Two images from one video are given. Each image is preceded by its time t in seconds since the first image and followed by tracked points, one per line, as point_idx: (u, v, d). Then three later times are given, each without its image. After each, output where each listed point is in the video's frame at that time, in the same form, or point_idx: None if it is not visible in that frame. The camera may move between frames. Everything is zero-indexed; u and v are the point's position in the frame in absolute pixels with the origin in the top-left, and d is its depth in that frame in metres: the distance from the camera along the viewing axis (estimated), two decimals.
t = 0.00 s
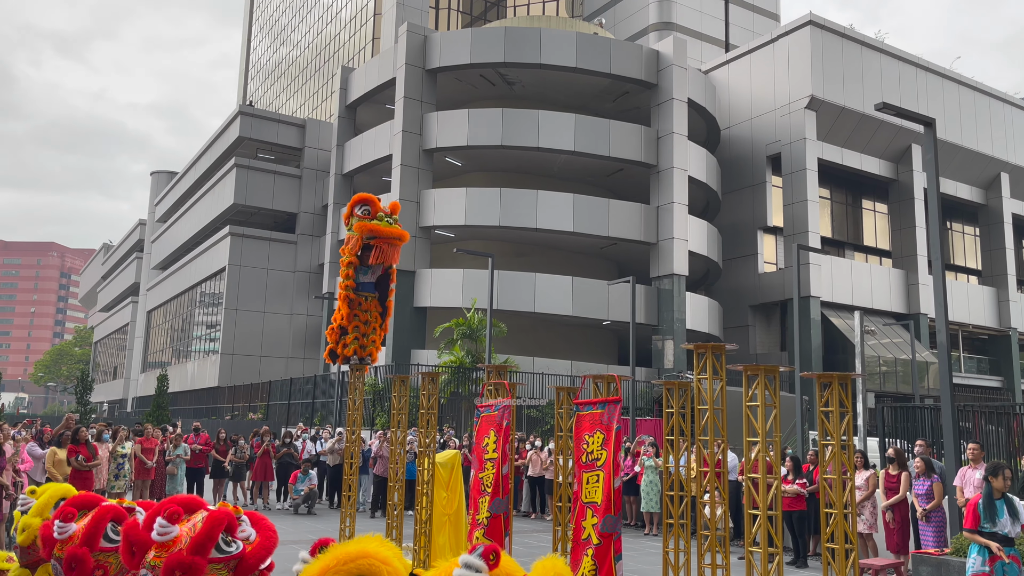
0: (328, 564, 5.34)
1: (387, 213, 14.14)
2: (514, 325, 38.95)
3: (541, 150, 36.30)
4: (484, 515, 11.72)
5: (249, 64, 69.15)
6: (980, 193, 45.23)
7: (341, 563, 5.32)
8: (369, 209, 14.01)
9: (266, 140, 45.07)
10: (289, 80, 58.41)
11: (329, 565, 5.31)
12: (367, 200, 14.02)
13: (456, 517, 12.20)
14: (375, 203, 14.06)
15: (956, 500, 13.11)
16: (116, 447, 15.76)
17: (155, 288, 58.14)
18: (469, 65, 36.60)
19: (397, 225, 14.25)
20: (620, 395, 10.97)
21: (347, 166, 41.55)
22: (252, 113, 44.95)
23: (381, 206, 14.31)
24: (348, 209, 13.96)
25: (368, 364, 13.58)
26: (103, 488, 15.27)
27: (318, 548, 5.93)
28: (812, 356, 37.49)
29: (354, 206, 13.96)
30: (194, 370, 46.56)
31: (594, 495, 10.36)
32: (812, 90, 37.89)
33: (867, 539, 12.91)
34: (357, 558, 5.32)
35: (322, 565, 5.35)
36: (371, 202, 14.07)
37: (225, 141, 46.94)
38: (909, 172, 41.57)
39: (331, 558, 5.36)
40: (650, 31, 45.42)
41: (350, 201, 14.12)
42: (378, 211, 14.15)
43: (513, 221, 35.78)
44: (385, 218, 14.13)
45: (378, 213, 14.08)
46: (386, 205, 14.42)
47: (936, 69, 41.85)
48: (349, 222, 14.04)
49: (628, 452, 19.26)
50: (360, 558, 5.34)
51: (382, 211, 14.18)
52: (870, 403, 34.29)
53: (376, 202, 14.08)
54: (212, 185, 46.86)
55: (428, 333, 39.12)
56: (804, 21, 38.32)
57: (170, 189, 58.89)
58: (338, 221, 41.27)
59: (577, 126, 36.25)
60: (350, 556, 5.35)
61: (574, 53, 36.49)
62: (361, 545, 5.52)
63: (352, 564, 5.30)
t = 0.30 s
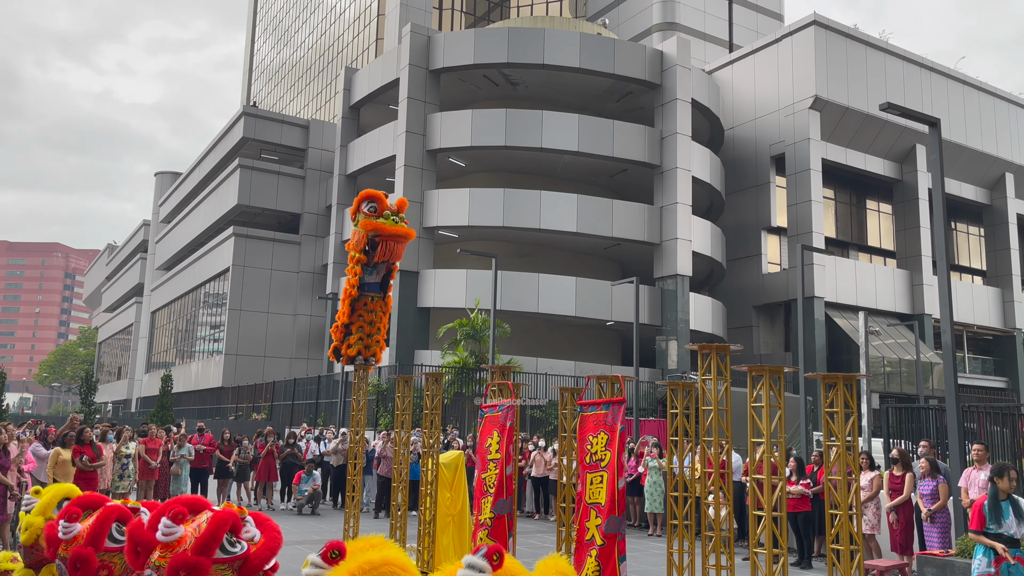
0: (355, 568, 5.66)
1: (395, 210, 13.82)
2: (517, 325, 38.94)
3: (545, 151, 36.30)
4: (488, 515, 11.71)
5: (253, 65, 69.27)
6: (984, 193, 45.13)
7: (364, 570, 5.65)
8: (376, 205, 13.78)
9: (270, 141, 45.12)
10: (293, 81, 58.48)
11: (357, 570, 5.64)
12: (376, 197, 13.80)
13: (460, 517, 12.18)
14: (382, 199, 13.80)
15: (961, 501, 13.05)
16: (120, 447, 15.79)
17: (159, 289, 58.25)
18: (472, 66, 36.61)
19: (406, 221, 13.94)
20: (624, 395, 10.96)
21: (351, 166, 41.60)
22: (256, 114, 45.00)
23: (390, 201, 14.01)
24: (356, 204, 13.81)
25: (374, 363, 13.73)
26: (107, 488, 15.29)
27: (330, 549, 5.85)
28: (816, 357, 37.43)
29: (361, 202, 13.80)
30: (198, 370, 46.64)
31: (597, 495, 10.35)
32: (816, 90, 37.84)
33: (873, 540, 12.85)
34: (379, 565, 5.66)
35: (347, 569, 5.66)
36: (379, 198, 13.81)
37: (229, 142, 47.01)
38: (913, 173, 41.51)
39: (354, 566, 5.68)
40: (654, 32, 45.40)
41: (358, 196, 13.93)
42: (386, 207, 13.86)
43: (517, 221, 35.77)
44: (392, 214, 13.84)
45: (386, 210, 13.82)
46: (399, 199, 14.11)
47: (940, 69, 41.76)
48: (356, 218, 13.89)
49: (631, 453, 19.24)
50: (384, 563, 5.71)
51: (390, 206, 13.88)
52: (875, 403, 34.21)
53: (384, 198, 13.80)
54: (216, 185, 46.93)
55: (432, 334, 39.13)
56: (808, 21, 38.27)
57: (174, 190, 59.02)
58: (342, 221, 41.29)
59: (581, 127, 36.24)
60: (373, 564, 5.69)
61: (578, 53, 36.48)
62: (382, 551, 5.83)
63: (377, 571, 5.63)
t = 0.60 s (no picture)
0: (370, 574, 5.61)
1: (398, 214, 14.02)
2: (520, 326, 38.97)
3: (547, 152, 36.31)
4: (490, 516, 11.74)
5: (256, 66, 69.35)
6: (988, 194, 45.05)
7: None
8: (379, 209, 13.94)
9: (273, 142, 45.17)
10: (296, 82, 58.54)
11: (368, 570, 5.66)
12: (380, 201, 13.99)
13: (463, 518, 12.19)
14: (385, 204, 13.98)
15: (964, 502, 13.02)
16: (124, 447, 15.82)
17: (163, 290, 58.32)
18: (475, 67, 36.64)
19: (408, 226, 14.10)
20: (627, 396, 10.97)
21: (353, 167, 41.63)
22: (259, 114, 45.06)
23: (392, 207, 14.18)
24: (360, 208, 13.98)
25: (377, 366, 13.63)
26: (111, 488, 15.31)
27: (339, 550, 5.80)
28: (819, 358, 37.39)
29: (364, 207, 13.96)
30: (201, 371, 46.70)
31: (600, 496, 10.36)
32: (819, 91, 37.81)
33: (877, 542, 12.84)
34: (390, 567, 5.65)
35: (358, 570, 5.69)
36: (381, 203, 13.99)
37: (233, 143, 47.08)
38: (916, 174, 41.45)
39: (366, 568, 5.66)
40: (657, 33, 45.40)
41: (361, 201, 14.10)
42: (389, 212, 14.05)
43: (519, 222, 35.77)
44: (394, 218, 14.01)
45: (389, 214, 13.98)
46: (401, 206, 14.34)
47: (944, 69, 41.70)
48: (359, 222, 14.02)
49: (634, 454, 19.23)
50: (395, 566, 5.68)
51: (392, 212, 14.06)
52: (878, 404, 34.17)
53: (387, 202, 13.98)
54: (219, 186, 46.97)
55: (434, 335, 39.15)
56: (811, 22, 38.24)
57: (177, 191, 59.11)
58: (345, 222, 41.33)
59: (584, 128, 36.25)
60: (384, 565, 5.69)
61: (581, 54, 36.49)
62: (391, 554, 5.84)
63: (387, 572, 5.64)
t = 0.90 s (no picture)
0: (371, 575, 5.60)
1: (399, 207, 13.83)
2: (521, 327, 38.96)
3: (548, 153, 36.31)
4: (491, 517, 11.76)
5: (257, 65, 69.36)
6: (989, 196, 45.03)
7: None
8: (380, 202, 13.80)
9: (274, 142, 45.18)
10: (297, 82, 58.55)
11: (367, 570, 5.66)
12: (381, 193, 13.80)
13: (463, 519, 12.19)
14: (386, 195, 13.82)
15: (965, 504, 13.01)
16: (125, 447, 15.82)
17: (163, 289, 58.32)
18: (476, 67, 36.67)
19: (410, 217, 13.93)
20: (627, 398, 10.97)
21: (354, 167, 41.64)
22: (260, 114, 45.08)
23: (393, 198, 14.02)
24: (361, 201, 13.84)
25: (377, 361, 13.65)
26: (111, 488, 15.31)
27: (336, 552, 5.83)
28: (819, 359, 37.38)
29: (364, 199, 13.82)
30: (201, 371, 46.69)
31: (600, 497, 10.37)
32: (820, 93, 37.81)
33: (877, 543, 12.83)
34: (388, 567, 5.66)
35: (357, 569, 5.69)
36: (382, 195, 13.82)
37: (234, 143, 47.09)
38: (917, 175, 41.44)
39: (364, 568, 5.67)
40: (658, 33, 45.39)
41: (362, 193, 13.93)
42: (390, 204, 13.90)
43: (520, 223, 35.77)
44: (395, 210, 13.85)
45: (390, 207, 13.83)
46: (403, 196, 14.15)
47: (944, 71, 41.68)
48: (360, 215, 13.91)
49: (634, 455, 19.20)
50: (393, 565, 5.69)
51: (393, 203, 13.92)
52: (878, 406, 34.16)
53: (388, 195, 13.81)
54: (220, 186, 46.97)
55: (435, 335, 39.16)
56: (812, 23, 38.24)
57: (178, 191, 59.13)
58: (346, 222, 41.34)
59: (584, 129, 36.26)
60: (382, 565, 5.69)
61: (582, 55, 36.49)
62: (389, 555, 5.85)
63: (386, 572, 5.64)
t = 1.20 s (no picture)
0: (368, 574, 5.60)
1: (398, 243, 13.61)
2: (519, 328, 38.94)
3: (547, 153, 36.31)
4: (489, 518, 11.75)
5: (255, 65, 69.32)
6: (986, 198, 45.06)
7: None
8: (379, 236, 13.55)
9: (273, 141, 45.16)
10: (296, 82, 58.51)
11: (363, 571, 5.65)
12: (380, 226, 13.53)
13: (459, 520, 12.15)
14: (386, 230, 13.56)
15: (961, 507, 13.01)
16: (121, 446, 15.80)
17: (161, 289, 58.25)
18: (475, 68, 36.67)
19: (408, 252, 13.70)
20: (625, 398, 10.96)
21: (353, 167, 41.61)
22: (258, 114, 45.05)
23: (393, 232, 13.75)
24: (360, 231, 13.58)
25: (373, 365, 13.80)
26: (108, 487, 15.29)
27: (330, 552, 5.81)
28: (817, 361, 37.39)
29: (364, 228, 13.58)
30: (198, 370, 46.64)
31: (597, 499, 10.36)
32: (818, 95, 37.84)
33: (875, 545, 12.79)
34: (384, 567, 5.66)
35: (354, 570, 5.68)
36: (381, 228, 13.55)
37: (232, 142, 47.05)
38: (915, 178, 41.48)
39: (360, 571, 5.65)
40: (657, 35, 45.39)
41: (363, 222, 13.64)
42: (390, 239, 13.66)
43: (519, 223, 35.76)
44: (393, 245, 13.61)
45: (390, 242, 13.60)
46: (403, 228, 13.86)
47: (942, 74, 41.73)
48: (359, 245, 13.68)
49: (631, 456, 19.17)
50: (390, 566, 5.68)
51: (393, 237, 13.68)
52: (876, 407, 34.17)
53: (388, 229, 13.55)
54: (218, 186, 46.90)
55: (433, 335, 39.12)
56: (811, 25, 38.26)
57: (176, 190, 59.07)
58: (344, 222, 41.31)
59: (583, 129, 36.27)
60: (379, 565, 5.70)
61: (581, 56, 36.50)
62: (385, 555, 5.84)
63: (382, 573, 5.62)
